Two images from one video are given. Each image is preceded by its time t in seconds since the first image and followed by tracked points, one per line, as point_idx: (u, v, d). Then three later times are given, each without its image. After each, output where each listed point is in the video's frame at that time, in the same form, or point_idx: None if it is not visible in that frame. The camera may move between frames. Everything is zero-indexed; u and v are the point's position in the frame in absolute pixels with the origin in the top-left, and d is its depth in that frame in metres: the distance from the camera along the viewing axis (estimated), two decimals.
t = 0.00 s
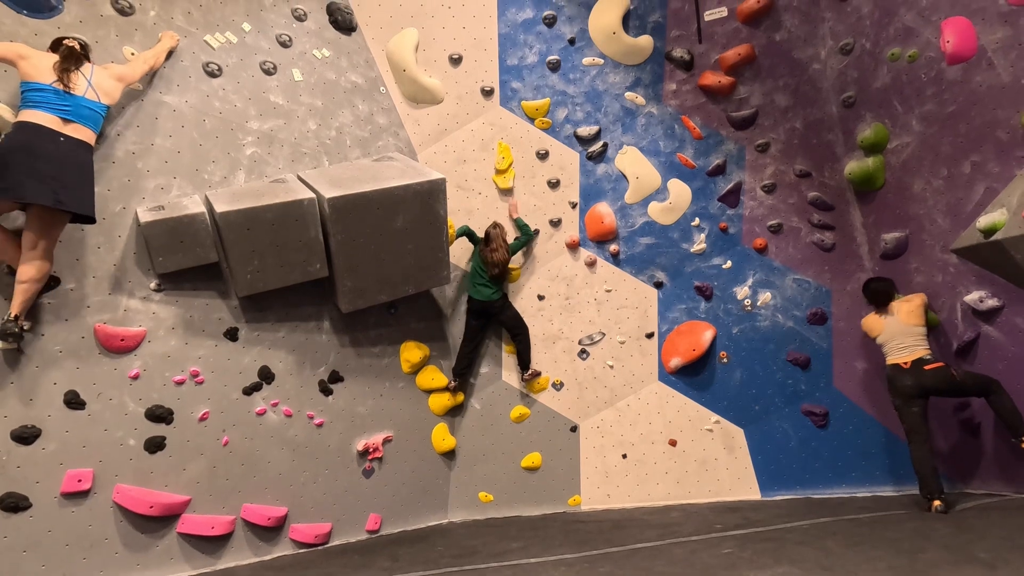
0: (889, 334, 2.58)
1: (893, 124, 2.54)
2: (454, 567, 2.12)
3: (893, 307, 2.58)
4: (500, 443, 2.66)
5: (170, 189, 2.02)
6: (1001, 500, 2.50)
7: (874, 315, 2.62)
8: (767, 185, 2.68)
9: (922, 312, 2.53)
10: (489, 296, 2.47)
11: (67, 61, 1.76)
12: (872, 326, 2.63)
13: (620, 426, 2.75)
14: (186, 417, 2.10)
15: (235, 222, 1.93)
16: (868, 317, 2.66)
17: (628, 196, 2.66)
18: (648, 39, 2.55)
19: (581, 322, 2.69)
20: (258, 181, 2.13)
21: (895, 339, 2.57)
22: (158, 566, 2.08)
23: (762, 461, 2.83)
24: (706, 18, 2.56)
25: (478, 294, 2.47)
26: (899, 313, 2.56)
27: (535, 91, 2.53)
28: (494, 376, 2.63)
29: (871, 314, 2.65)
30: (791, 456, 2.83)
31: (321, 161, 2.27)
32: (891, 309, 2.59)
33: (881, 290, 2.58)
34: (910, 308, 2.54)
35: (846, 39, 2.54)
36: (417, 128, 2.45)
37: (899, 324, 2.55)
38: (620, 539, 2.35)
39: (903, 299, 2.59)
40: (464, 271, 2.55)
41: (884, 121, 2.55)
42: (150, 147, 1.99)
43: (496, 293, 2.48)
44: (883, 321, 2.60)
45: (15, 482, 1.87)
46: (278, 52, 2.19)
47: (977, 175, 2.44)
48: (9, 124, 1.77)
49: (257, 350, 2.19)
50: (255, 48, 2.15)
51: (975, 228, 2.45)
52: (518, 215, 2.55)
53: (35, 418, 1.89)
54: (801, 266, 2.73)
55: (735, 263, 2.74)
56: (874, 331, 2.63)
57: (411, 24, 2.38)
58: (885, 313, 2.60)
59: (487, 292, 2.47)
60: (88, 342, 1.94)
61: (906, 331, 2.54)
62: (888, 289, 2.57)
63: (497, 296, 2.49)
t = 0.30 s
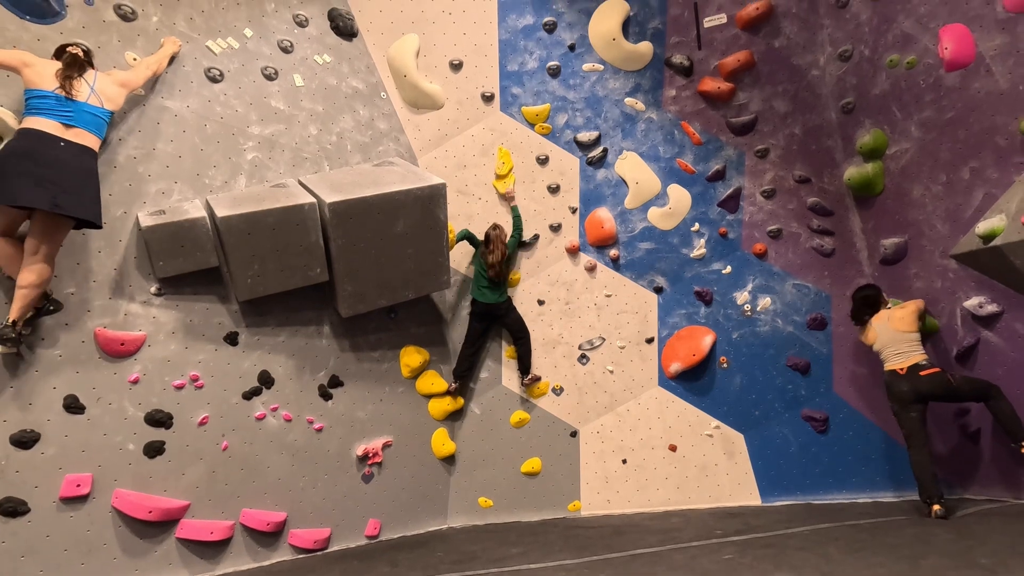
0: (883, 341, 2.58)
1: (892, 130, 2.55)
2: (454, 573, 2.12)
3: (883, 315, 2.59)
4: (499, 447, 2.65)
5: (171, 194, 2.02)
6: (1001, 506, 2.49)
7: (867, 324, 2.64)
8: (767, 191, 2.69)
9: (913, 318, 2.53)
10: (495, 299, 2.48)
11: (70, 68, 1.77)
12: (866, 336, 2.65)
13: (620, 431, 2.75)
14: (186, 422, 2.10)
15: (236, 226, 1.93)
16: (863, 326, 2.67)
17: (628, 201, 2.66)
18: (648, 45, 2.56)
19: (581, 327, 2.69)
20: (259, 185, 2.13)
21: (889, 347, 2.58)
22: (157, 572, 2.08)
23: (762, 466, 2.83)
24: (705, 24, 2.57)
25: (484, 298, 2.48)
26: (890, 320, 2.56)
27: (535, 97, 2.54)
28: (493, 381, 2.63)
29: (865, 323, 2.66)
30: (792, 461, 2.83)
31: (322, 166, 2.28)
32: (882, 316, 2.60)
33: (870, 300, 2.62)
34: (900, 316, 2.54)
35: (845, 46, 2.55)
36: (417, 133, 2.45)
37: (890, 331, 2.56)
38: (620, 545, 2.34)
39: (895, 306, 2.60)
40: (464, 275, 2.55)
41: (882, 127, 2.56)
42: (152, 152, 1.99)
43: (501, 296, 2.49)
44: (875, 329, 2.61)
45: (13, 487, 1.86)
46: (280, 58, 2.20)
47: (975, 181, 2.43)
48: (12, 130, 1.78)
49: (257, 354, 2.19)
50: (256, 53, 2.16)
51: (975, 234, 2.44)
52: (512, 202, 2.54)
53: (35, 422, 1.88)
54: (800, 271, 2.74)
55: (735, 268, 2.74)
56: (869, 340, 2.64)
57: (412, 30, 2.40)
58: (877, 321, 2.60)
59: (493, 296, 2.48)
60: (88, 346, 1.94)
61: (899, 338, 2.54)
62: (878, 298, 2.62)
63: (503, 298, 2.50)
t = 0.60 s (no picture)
0: (874, 348, 2.58)
1: (891, 136, 2.55)
2: None
3: (874, 322, 2.59)
4: (499, 452, 2.65)
5: (172, 199, 2.02)
6: (1002, 512, 2.49)
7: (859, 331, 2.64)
8: (766, 196, 2.70)
9: (903, 324, 2.52)
10: (496, 304, 2.48)
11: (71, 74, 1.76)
12: (858, 342, 2.64)
13: (620, 436, 2.75)
14: (186, 427, 2.09)
15: (236, 231, 1.93)
16: (857, 333, 2.67)
17: (628, 207, 2.67)
18: (647, 51, 2.57)
19: (580, 331, 2.69)
20: (259, 190, 2.14)
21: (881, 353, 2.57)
22: None
23: (762, 472, 2.82)
24: (704, 30, 2.58)
25: (485, 302, 2.48)
26: (880, 327, 2.56)
27: (535, 102, 2.55)
28: (493, 386, 2.63)
29: (858, 330, 2.66)
30: (792, 466, 2.82)
31: (323, 171, 2.28)
32: (873, 323, 2.60)
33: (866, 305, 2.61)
34: (890, 322, 2.54)
35: (843, 52, 2.55)
36: (417, 138, 2.46)
37: (881, 338, 2.55)
38: (620, 550, 2.33)
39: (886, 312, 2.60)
40: (463, 280, 2.56)
41: (881, 132, 2.56)
42: (153, 157, 2.00)
43: (502, 300, 2.49)
44: (867, 336, 2.61)
45: (12, 492, 1.86)
46: (280, 63, 2.21)
47: (974, 187, 2.44)
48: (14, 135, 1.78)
49: (257, 359, 2.19)
50: (257, 59, 2.17)
51: (973, 239, 2.44)
52: (513, 204, 2.55)
53: (34, 427, 1.88)
54: (799, 276, 2.74)
55: (734, 273, 2.75)
56: (862, 346, 2.63)
57: (413, 36, 2.41)
58: (868, 328, 2.61)
59: (494, 300, 2.48)
60: (88, 351, 1.93)
61: (890, 344, 2.53)
62: (871, 304, 2.60)
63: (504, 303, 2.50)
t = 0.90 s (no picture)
0: (868, 354, 2.58)
1: (888, 141, 2.55)
2: None
3: (867, 327, 2.59)
4: (498, 458, 2.64)
5: (172, 204, 2.02)
6: (1002, 518, 2.48)
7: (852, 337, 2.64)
8: (765, 201, 2.71)
9: (895, 329, 2.52)
10: (496, 307, 2.47)
11: (68, 80, 1.78)
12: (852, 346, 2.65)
13: (619, 441, 2.74)
14: (184, 432, 2.09)
15: (236, 236, 1.93)
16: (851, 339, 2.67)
17: (627, 212, 2.67)
18: (646, 57, 2.59)
19: (580, 336, 2.69)
20: (259, 195, 2.14)
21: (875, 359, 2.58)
22: None
23: (762, 477, 2.82)
24: (703, 36, 2.60)
25: (485, 306, 2.47)
26: (873, 333, 2.56)
27: (535, 108, 2.56)
28: (492, 391, 2.63)
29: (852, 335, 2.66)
30: (792, 471, 2.82)
31: (322, 176, 2.28)
32: (867, 328, 2.60)
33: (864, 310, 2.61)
34: (882, 328, 2.54)
35: (841, 58, 2.57)
36: (417, 143, 2.47)
37: (874, 344, 2.56)
38: (620, 556, 2.32)
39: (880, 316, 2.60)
40: (462, 285, 2.56)
41: (879, 138, 2.57)
42: (154, 162, 2.00)
43: (502, 304, 2.49)
44: (861, 342, 2.61)
45: (9, 498, 1.84)
46: (281, 69, 2.22)
47: (972, 192, 2.41)
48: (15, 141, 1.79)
49: (256, 364, 2.19)
50: (258, 65, 2.18)
51: (971, 244, 2.42)
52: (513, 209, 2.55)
53: (32, 432, 1.87)
54: (799, 281, 2.75)
55: (733, 278, 2.75)
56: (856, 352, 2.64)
57: (413, 42, 2.42)
58: (862, 333, 2.61)
59: (494, 304, 2.47)
60: (87, 356, 1.93)
61: (883, 351, 2.53)
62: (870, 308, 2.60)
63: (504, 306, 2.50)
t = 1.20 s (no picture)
0: (865, 359, 2.57)
1: (886, 147, 2.55)
2: None
3: (865, 333, 2.59)
4: (497, 463, 2.63)
5: (170, 209, 2.02)
6: (1003, 524, 2.47)
7: (849, 342, 2.64)
8: (763, 206, 2.71)
9: (893, 334, 2.53)
10: (494, 309, 2.47)
11: (67, 75, 1.77)
12: (850, 352, 2.64)
13: (618, 446, 2.74)
14: (182, 438, 2.08)
15: (235, 241, 1.93)
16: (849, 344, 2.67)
17: (625, 216, 2.68)
18: (644, 63, 2.60)
19: (578, 341, 2.69)
20: (258, 201, 2.14)
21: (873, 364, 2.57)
22: None
23: (762, 482, 2.81)
24: (701, 43, 2.61)
25: (483, 307, 2.48)
26: (870, 338, 2.56)
27: (534, 113, 2.57)
28: (491, 396, 2.63)
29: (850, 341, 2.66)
30: (791, 477, 2.81)
31: (321, 181, 2.29)
32: (865, 334, 2.60)
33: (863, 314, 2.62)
34: (879, 333, 2.55)
35: (838, 64, 2.57)
36: (416, 149, 2.48)
37: (871, 349, 2.56)
38: (620, 562, 2.31)
39: (879, 321, 2.60)
40: (461, 290, 2.56)
41: (876, 143, 2.57)
42: (154, 167, 2.00)
43: (500, 306, 2.49)
44: (858, 347, 2.61)
45: (5, 505, 1.83)
46: (280, 74, 2.23)
47: (970, 198, 2.41)
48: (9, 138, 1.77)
49: (254, 369, 2.19)
50: (257, 70, 2.19)
51: (970, 249, 2.42)
52: (514, 213, 2.55)
53: (29, 437, 1.86)
54: (797, 286, 2.75)
55: (732, 283, 2.76)
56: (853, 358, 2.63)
57: (412, 48, 2.44)
58: (859, 338, 2.60)
59: (492, 306, 2.48)
60: (85, 361, 1.93)
61: (881, 356, 2.53)
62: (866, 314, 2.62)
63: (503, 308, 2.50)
